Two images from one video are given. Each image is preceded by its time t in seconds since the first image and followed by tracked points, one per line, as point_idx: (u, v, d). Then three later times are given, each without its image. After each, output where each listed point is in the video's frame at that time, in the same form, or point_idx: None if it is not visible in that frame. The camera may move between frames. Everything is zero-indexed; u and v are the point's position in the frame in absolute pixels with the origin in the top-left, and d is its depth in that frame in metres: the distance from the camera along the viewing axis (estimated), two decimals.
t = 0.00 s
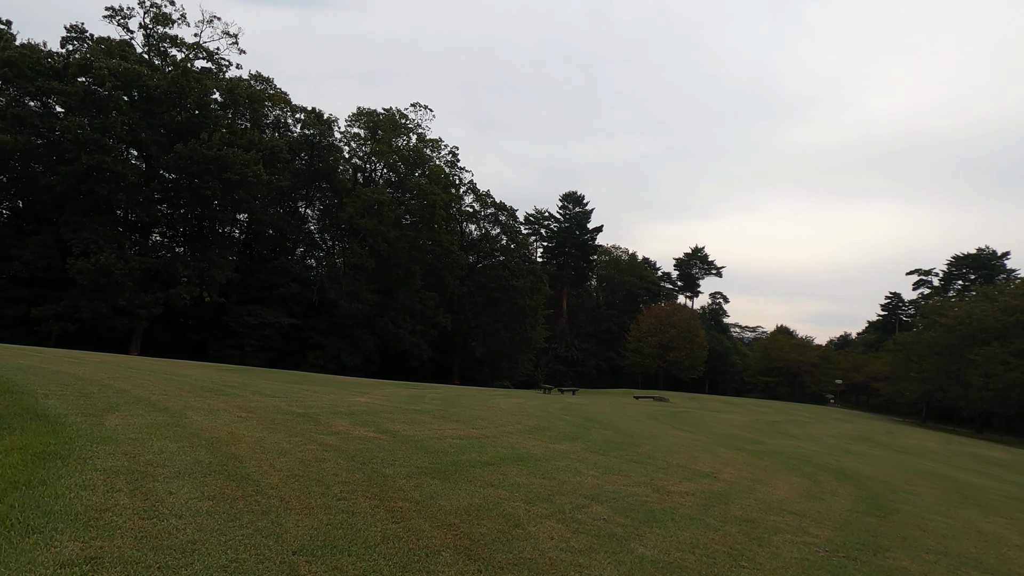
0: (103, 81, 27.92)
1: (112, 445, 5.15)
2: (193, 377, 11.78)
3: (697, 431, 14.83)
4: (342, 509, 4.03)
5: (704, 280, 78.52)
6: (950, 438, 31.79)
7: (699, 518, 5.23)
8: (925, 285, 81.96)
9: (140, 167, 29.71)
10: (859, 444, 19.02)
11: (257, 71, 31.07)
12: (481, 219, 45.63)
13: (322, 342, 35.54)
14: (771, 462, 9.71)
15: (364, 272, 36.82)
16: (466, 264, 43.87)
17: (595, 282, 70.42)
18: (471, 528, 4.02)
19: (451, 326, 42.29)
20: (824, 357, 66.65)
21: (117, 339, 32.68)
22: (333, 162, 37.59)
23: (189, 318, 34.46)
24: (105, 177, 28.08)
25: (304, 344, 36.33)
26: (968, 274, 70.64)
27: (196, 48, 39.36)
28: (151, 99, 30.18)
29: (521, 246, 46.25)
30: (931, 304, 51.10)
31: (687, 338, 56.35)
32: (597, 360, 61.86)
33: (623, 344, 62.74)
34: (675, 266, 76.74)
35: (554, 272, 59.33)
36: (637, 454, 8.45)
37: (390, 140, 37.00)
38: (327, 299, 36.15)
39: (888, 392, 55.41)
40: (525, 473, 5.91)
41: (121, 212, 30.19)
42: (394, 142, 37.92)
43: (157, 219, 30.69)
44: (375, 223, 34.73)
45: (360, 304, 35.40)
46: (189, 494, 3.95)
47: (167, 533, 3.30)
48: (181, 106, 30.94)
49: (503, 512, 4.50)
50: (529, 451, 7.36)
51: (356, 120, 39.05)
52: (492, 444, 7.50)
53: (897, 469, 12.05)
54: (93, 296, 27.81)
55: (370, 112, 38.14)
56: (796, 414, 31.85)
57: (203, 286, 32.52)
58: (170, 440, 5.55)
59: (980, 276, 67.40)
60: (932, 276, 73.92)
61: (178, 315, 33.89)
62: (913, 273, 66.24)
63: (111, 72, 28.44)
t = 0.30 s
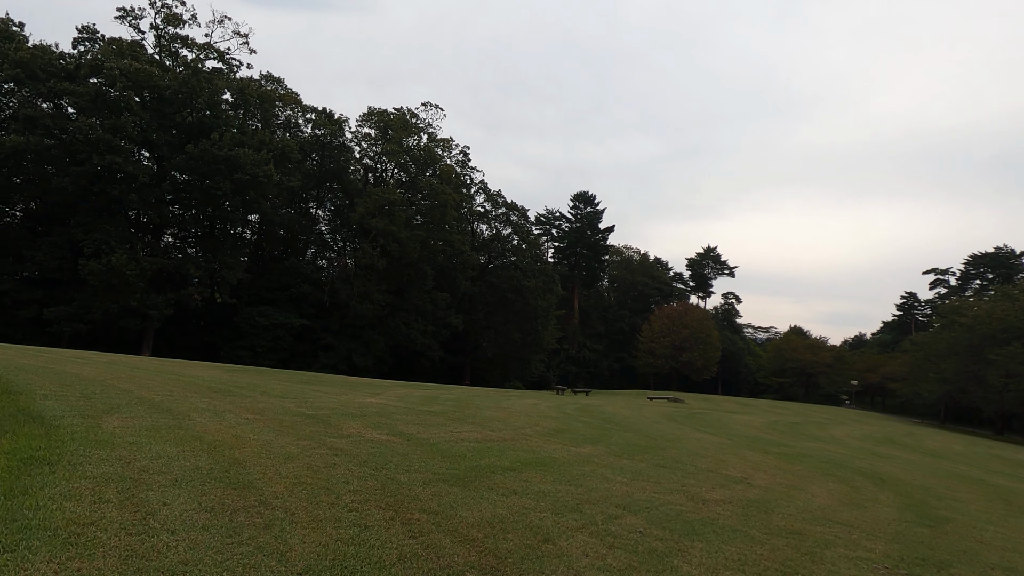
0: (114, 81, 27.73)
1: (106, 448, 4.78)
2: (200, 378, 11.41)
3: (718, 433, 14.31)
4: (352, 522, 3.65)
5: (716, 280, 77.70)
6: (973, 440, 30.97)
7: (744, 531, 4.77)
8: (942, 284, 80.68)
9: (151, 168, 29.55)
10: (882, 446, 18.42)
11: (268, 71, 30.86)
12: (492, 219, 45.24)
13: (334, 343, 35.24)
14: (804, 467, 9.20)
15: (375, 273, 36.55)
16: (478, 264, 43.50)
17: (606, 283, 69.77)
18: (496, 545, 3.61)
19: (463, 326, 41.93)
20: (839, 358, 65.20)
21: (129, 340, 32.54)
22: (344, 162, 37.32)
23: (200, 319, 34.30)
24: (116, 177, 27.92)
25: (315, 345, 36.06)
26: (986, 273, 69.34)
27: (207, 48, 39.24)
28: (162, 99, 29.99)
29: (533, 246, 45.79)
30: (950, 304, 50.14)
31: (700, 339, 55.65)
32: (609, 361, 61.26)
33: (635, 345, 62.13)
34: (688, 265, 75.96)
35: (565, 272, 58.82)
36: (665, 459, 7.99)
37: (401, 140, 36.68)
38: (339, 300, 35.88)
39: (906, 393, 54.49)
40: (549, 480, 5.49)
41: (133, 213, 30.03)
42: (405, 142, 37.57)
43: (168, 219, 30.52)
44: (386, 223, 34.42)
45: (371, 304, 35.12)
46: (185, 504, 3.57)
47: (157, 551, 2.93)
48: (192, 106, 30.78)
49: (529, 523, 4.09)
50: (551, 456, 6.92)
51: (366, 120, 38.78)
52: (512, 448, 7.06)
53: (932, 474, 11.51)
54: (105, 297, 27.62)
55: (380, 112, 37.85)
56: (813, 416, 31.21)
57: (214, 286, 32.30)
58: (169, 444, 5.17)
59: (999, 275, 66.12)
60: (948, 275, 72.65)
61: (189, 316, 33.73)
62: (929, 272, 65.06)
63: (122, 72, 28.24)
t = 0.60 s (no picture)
0: (125, 83, 27.55)
1: (93, 467, 4.38)
2: (207, 383, 11.04)
3: (740, 440, 13.78)
4: (358, 559, 3.24)
5: (730, 281, 76.86)
6: (997, 445, 30.13)
7: (797, 563, 4.30)
8: (959, 285, 79.38)
9: (162, 169, 29.38)
10: (909, 452, 17.79)
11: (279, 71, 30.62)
12: (504, 219, 44.81)
13: (345, 344, 34.90)
14: (839, 480, 8.68)
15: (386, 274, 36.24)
16: (489, 265, 43.08)
17: (618, 283, 68.90)
18: None
19: (475, 327, 41.54)
20: (855, 359, 64.17)
21: (141, 342, 32.39)
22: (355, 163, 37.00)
23: (212, 320, 34.10)
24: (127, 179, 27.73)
25: (326, 347, 35.75)
26: (1005, 273, 68.02)
27: (218, 49, 39.08)
28: (173, 100, 29.79)
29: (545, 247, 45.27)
30: (970, 304, 49.08)
31: (714, 340, 54.93)
32: (621, 362, 60.64)
33: (648, 347, 61.46)
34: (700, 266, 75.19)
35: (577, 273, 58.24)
36: (693, 472, 7.51)
37: (412, 140, 36.31)
38: (350, 301, 35.57)
39: (924, 396, 53.52)
40: (575, 501, 5.04)
41: (145, 215, 29.85)
42: (417, 142, 37.18)
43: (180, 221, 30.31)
44: (397, 224, 34.08)
45: (382, 305, 34.79)
46: (170, 539, 3.18)
47: None
48: (203, 107, 30.58)
49: (556, 557, 3.66)
50: (574, 470, 6.46)
51: (377, 120, 38.45)
52: (533, 463, 6.61)
53: (972, 485, 10.91)
54: (116, 299, 27.42)
55: (391, 112, 37.51)
56: (831, 420, 30.55)
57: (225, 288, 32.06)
58: (163, 461, 4.77)
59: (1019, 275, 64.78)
60: (966, 275, 71.34)
61: (201, 317, 33.55)
62: (947, 272, 63.78)
63: (133, 74, 28.05)
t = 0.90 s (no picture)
0: (137, 85, 27.41)
1: (86, 483, 4.00)
2: (217, 387, 10.70)
3: (766, 446, 13.25)
4: None
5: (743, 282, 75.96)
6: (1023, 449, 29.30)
7: None
8: (977, 286, 78.08)
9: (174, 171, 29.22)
10: (938, 457, 17.15)
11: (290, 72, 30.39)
12: (516, 221, 44.38)
13: (357, 347, 34.60)
14: (881, 490, 8.17)
15: (398, 276, 35.92)
16: (501, 267, 42.66)
17: (631, 285, 67.89)
18: None
19: (487, 329, 41.13)
20: (871, 361, 62.46)
21: (153, 344, 32.26)
22: (367, 164, 36.69)
23: (224, 323, 33.92)
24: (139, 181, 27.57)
25: (338, 349, 35.45)
26: None
27: (230, 51, 38.96)
28: (185, 102, 29.63)
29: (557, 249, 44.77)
30: (990, 305, 48.04)
31: (728, 341, 54.17)
32: (634, 364, 60.02)
33: (661, 349, 60.77)
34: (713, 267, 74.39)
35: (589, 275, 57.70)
36: (730, 482, 7.06)
37: (423, 141, 35.96)
38: (362, 303, 35.28)
39: (943, 399, 52.45)
40: (611, 518, 4.61)
41: (158, 217, 29.71)
42: (428, 143, 36.84)
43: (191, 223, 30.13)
44: (409, 225, 33.74)
45: (394, 307, 34.48)
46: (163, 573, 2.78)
47: None
48: (215, 109, 30.41)
49: None
50: (604, 483, 6.03)
51: (388, 122, 38.15)
52: (559, 474, 6.18)
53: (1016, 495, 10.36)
54: (128, 301, 27.24)
55: (403, 113, 37.18)
56: (851, 423, 29.86)
57: (237, 290, 31.84)
58: (163, 474, 4.39)
59: None
60: (985, 276, 70.00)
61: (213, 320, 33.38)
62: (965, 273, 62.56)
63: (145, 75, 27.91)
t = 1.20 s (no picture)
0: (150, 88, 27.30)
1: (81, 514, 3.65)
2: (228, 396, 10.36)
3: (793, 456, 12.76)
4: None
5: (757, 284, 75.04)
6: None
7: None
8: (996, 287, 76.64)
9: (187, 174, 29.09)
10: (968, 467, 16.55)
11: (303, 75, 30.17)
12: (529, 223, 43.99)
13: (370, 350, 34.33)
14: (927, 509, 7.70)
15: (410, 279, 35.62)
16: (514, 269, 42.26)
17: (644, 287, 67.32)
18: None
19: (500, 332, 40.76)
20: (888, 364, 61.35)
21: (166, 347, 32.13)
22: (379, 166, 36.41)
23: (237, 326, 33.75)
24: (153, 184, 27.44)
25: (351, 352, 35.18)
26: None
27: (243, 53, 38.86)
28: (198, 105, 29.49)
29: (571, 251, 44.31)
30: (1012, 307, 47.03)
31: (743, 344, 53.45)
32: (648, 367, 59.39)
33: (675, 351, 60.10)
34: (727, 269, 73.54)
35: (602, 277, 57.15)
36: (771, 503, 6.63)
37: (436, 143, 35.65)
38: (375, 306, 35.02)
39: (963, 403, 51.45)
40: (654, 551, 4.23)
41: (171, 220, 29.58)
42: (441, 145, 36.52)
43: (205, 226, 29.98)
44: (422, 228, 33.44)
45: (407, 310, 34.20)
46: None
47: None
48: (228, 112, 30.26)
49: None
50: (640, 506, 5.62)
51: (401, 124, 37.87)
52: (590, 495, 5.78)
53: None
54: (141, 305, 27.08)
55: (415, 115, 36.88)
56: (872, 429, 29.19)
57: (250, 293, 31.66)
58: (166, 502, 4.04)
59: None
60: (1005, 277, 68.66)
61: (227, 323, 33.22)
62: (985, 275, 61.38)
63: (159, 78, 27.80)
